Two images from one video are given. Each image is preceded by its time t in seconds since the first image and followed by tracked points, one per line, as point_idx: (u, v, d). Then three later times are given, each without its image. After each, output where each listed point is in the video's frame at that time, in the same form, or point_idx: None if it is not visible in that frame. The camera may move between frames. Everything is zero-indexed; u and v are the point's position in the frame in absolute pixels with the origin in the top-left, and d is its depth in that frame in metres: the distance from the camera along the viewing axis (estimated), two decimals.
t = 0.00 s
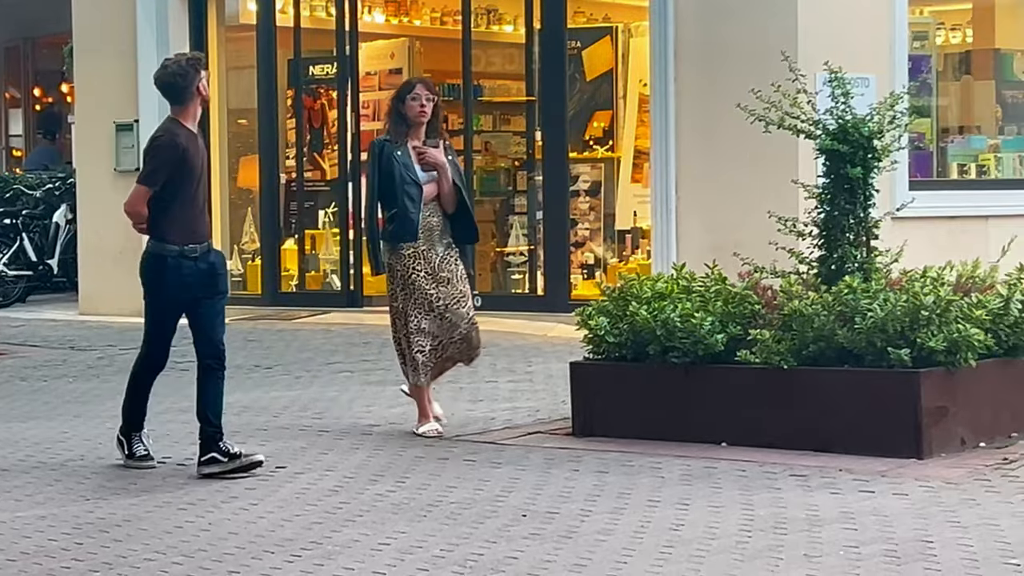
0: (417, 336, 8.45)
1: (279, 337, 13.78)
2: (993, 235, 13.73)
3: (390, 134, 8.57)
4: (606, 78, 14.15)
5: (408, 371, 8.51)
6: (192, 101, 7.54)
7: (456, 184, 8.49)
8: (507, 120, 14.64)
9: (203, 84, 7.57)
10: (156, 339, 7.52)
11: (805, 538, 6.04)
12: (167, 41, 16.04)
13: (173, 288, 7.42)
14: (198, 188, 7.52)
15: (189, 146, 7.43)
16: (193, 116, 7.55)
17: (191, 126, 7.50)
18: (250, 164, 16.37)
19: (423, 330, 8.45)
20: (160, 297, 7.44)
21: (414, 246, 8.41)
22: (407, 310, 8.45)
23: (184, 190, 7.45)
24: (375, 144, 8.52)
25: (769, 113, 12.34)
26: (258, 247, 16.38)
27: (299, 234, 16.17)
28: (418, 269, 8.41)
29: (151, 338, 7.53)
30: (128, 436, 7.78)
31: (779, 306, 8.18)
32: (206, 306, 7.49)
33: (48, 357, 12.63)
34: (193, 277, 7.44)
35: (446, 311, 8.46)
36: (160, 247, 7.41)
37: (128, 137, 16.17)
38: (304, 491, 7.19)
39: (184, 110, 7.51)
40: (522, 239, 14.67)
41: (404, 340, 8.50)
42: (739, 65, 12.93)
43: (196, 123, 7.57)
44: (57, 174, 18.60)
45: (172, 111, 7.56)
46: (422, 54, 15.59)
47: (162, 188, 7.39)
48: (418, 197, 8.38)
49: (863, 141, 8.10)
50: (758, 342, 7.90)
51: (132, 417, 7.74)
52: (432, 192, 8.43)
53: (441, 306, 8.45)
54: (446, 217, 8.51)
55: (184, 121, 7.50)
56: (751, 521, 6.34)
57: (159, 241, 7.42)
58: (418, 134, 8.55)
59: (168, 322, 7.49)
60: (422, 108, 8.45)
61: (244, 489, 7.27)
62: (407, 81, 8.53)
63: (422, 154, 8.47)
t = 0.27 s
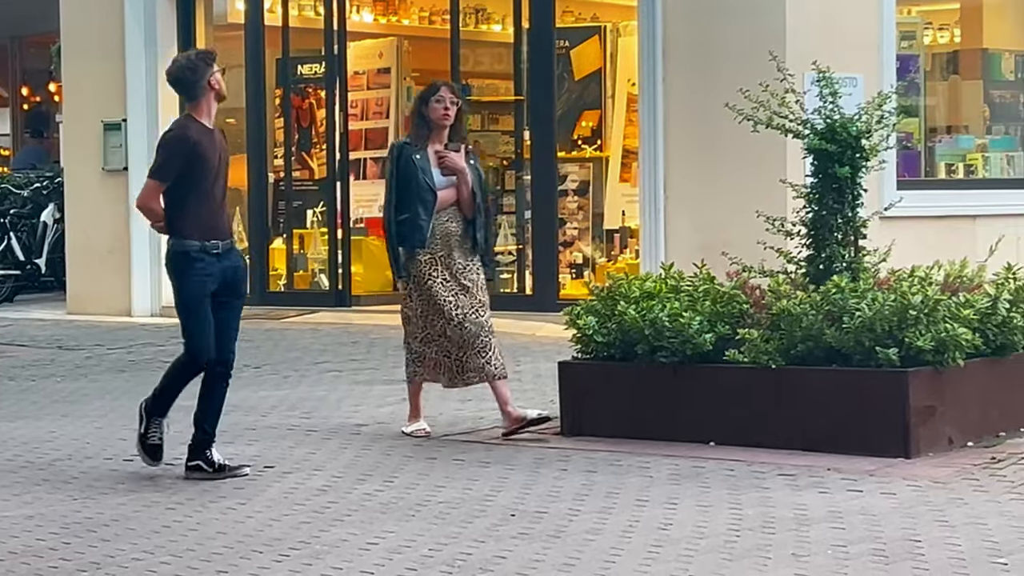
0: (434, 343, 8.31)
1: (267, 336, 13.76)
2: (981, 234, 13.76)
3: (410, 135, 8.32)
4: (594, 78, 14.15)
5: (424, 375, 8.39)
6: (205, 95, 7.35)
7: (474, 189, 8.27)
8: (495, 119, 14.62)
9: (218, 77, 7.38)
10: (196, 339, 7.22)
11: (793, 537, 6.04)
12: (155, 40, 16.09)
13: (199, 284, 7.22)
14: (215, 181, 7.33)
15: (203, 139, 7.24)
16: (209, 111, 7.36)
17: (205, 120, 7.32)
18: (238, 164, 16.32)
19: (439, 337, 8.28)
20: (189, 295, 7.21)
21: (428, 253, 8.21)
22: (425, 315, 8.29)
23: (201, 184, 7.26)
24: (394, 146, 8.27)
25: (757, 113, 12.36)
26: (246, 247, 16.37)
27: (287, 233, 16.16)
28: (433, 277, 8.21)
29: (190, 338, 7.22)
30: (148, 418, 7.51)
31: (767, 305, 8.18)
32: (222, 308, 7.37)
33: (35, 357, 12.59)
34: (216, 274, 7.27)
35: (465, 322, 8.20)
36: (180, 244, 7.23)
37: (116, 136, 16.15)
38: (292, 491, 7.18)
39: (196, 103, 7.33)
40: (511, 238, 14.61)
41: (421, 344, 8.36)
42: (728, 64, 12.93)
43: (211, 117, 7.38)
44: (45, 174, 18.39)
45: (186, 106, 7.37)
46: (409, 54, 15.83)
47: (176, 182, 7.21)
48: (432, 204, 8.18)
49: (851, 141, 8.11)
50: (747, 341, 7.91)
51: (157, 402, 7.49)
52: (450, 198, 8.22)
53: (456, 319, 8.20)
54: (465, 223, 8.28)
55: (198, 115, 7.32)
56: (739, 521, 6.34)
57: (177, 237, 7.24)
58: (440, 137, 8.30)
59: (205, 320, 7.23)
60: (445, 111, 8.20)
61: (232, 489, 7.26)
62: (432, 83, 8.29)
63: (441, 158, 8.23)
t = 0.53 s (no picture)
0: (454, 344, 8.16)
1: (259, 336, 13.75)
2: (972, 234, 13.78)
3: (434, 136, 8.15)
4: (586, 77, 14.14)
5: (430, 375, 8.25)
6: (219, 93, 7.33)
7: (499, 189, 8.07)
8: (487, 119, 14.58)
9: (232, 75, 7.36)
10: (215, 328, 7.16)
11: (785, 537, 6.04)
12: (146, 39, 16.09)
13: (211, 275, 7.18)
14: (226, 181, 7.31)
15: (217, 138, 7.22)
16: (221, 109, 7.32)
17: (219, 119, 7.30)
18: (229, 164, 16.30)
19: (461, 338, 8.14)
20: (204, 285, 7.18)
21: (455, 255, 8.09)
22: (446, 318, 8.16)
23: (213, 183, 7.24)
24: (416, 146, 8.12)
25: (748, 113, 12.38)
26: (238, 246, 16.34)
27: (279, 233, 16.10)
28: (457, 278, 8.09)
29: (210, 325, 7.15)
30: (195, 445, 7.36)
31: (759, 305, 8.18)
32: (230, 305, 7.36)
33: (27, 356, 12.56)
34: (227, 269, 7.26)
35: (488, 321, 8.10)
36: (192, 239, 7.20)
37: (108, 136, 16.22)
38: (283, 491, 7.17)
39: (210, 102, 7.30)
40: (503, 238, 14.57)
41: (437, 347, 8.21)
42: (719, 64, 12.95)
43: (224, 116, 7.35)
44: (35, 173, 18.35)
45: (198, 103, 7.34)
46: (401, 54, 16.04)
47: (189, 180, 7.17)
48: (455, 204, 8.01)
49: (843, 141, 8.12)
50: (739, 341, 7.88)
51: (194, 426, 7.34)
52: (474, 199, 8.03)
53: (479, 318, 8.10)
54: (490, 225, 8.11)
55: (212, 113, 7.29)
56: (731, 521, 6.34)
57: (189, 234, 7.20)
58: (462, 137, 8.13)
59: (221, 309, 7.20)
60: (467, 111, 8.05)
61: (224, 489, 7.25)
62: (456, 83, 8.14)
63: (464, 158, 8.04)
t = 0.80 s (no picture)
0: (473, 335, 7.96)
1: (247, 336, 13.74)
2: (960, 235, 13.80)
3: (457, 126, 8.10)
4: (575, 78, 14.14)
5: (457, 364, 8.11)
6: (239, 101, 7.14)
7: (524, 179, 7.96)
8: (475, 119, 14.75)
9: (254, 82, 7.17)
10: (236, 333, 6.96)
11: (773, 537, 6.05)
12: (135, 39, 16.12)
13: (231, 283, 7.01)
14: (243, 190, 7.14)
15: (234, 147, 7.05)
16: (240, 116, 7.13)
17: (238, 127, 7.11)
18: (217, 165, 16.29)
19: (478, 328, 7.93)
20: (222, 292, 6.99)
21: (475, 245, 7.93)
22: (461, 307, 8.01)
23: (229, 193, 7.07)
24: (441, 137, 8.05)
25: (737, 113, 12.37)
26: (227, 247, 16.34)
27: (267, 233, 16.06)
28: (477, 267, 7.91)
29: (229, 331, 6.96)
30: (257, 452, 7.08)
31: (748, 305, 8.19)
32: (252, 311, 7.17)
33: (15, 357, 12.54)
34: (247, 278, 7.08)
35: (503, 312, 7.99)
36: (205, 247, 7.02)
37: (96, 136, 16.24)
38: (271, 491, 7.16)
39: (230, 109, 7.12)
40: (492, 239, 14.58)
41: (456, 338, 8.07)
42: (708, 64, 12.95)
43: (244, 124, 7.16)
44: (23, 173, 18.34)
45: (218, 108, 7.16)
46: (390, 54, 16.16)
47: (204, 189, 7.02)
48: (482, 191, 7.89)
49: (831, 141, 8.12)
50: (727, 341, 7.89)
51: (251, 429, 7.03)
52: (498, 189, 7.92)
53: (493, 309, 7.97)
54: (515, 215, 7.99)
55: (231, 120, 7.10)
56: (719, 521, 6.35)
57: (204, 243, 7.03)
58: (488, 128, 8.05)
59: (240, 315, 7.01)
60: (491, 100, 7.96)
61: (212, 489, 7.24)
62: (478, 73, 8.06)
63: (489, 148, 7.95)
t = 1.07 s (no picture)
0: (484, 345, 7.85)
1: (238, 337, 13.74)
2: (951, 235, 13.82)
3: (470, 134, 7.97)
4: (566, 78, 14.17)
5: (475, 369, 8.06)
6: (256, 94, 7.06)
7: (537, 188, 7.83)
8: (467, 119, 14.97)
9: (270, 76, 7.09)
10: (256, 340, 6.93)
11: (764, 537, 6.05)
12: (126, 39, 16.09)
13: (254, 284, 6.96)
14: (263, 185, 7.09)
15: (254, 143, 6.99)
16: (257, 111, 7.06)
17: (256, 122, 7.05)
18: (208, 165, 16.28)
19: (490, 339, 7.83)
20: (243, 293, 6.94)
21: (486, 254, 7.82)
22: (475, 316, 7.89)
23: (251, 189, 7.02)
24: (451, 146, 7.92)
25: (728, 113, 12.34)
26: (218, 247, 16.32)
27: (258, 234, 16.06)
28: (490, 277, 7.81)
29: (249, 338, 6.93)
30: (262, 461, 7.07)
31: (739, 305, 8.20)
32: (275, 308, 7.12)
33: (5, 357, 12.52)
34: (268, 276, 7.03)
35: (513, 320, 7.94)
36: (229, 244, 6.96)
37: (87, 136, 16.22)
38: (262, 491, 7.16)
39: (247, 104, 7.03)
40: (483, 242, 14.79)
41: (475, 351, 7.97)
42: (700, 65, 12.95)
43: (260, 118, 7.09)
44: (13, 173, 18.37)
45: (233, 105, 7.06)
46: (381, 54, 16.20)
47: (224, 187, 6.96)
48: (492, 204, 7.77)
49: (821, 142, 8.13)
50: (718, 342, 7.91)
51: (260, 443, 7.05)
52: (510, 198, 7.79)
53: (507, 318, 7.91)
54: (527, 224, 7.88)
55: (249, 116, 7.03)
56: (710, 521, 6.35)
57: (227, 240, 6.96)
58: (499, 136, 7.92)
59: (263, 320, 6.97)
60: (501, 108, 7.84)
61: (203, 489, 7.24)
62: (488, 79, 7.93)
63: (501, 156, 7.81)
